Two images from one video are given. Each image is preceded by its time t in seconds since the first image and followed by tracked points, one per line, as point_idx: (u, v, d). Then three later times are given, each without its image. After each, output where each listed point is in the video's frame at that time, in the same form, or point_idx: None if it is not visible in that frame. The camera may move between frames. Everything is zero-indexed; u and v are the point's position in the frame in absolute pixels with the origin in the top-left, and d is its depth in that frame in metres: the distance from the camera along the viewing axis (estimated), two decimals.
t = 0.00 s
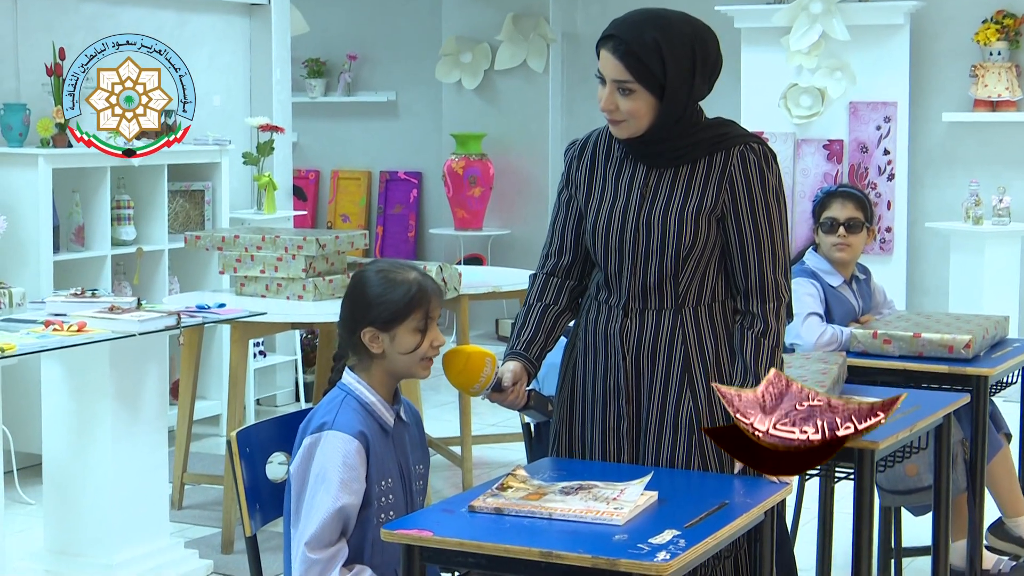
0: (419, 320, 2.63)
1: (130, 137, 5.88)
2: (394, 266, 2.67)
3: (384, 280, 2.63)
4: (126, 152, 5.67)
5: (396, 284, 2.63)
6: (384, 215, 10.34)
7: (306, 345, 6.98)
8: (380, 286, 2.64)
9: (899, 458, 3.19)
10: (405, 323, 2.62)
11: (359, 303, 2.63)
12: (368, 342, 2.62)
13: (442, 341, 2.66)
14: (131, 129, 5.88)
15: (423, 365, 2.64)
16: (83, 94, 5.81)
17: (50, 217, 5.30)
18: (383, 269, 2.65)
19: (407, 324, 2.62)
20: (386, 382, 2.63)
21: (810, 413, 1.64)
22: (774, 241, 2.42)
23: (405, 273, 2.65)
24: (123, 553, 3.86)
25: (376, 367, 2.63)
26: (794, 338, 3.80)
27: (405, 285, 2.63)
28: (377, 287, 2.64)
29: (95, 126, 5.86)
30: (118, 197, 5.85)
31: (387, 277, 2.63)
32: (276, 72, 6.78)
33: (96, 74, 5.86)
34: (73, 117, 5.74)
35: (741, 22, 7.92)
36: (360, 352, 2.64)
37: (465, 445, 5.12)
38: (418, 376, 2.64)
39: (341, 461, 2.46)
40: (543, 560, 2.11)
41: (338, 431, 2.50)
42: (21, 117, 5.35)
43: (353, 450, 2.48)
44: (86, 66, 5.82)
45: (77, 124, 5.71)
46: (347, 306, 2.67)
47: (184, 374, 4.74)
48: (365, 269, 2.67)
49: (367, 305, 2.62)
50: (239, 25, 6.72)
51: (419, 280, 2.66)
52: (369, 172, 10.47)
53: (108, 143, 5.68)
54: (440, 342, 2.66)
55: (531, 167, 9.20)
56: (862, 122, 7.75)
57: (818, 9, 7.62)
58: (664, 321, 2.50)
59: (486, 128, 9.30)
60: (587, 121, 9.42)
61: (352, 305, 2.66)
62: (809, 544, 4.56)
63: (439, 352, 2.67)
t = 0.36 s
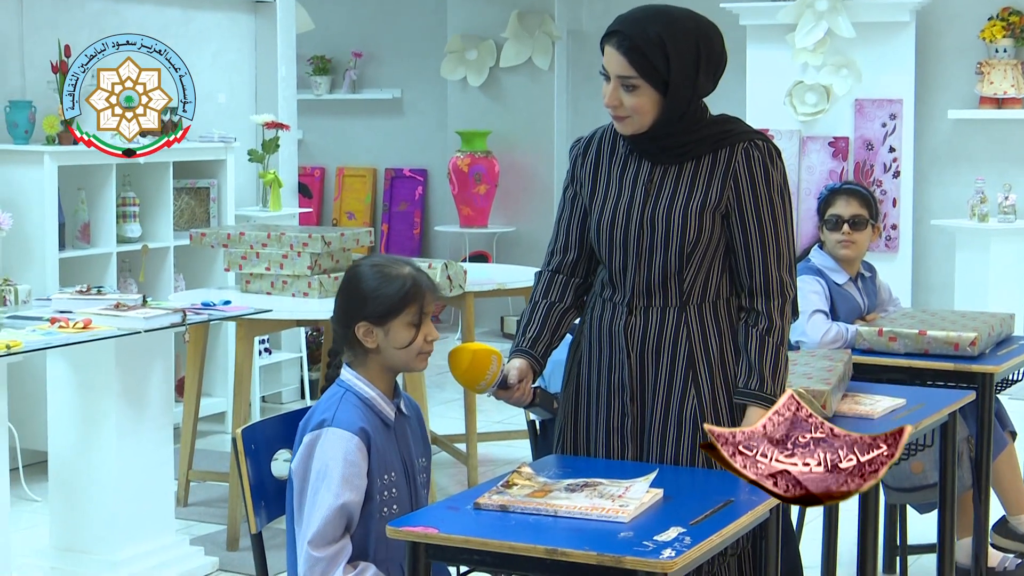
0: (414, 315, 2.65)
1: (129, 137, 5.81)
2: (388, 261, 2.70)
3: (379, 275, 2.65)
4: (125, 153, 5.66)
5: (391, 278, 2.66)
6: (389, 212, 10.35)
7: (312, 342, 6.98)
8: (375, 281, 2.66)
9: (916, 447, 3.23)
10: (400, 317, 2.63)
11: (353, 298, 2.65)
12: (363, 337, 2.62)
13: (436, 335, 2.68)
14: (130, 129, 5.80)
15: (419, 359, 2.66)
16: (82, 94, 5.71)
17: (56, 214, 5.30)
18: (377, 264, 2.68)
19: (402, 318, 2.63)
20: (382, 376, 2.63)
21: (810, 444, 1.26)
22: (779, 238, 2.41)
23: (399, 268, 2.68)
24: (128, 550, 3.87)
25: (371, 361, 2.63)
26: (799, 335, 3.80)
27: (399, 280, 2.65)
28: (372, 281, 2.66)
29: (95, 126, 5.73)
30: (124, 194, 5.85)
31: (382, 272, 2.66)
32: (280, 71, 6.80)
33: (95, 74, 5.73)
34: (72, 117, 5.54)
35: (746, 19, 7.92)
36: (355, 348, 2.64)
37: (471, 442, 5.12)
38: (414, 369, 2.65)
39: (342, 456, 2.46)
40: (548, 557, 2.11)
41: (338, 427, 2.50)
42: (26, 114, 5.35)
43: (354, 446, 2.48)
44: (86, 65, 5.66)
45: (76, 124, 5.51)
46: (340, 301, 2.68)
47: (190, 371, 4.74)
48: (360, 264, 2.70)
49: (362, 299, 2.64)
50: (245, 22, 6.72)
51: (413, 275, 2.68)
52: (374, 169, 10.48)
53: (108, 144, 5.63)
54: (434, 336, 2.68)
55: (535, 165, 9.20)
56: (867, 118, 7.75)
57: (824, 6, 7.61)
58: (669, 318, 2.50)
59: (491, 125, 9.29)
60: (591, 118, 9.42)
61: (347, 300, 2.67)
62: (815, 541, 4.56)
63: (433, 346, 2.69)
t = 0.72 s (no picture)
0: (425, 310, 2.66)
1: (130, 137, 5.76)
2: (399, 257, 2.71)
3: (390, 271, 2.67)
4: (124, 153, 5.62)
5: (401, 274, 2.67)
6: (396, 210, 10.35)
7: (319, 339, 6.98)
8: (386, 277, 2.67)
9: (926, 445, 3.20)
10: (412, 313, 2.64)
11: (365, 294, 2.66)
12: (375, 334, 2.64)
13: (450, 331, 2.67)
14: (130, 129, 5.77)
15: (431, 355, 2.66)
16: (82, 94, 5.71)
17: (65, 211, 5.31)
18: (388, 260, 2.69)
19: (413, 314, 2.64)
20: (395, 373, 2.64)
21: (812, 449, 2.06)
22: (787, 234, 2.41)
23: (410, 264, 2.69)
24: (137, 546, 3.87)
25: (384, 357, 2.64)
26: (807, 332, 3.79)
27: (410, 276, 2.67)
28: (383, 277, 2.67)
29: (95, 126, 5.66)
30: (132, 191, 5.85)
31: (393, 267, 2.67)
32: (288, 68, 6.79)
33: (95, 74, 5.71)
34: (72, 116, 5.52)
35: (755, 16, 7.89)
36: (367, 345, 2.65)
37: (479, 439, 5.12)
38: (427, 365, 2.66)
39: (351, 453, 2.46)
40: (557, 554, 2.11)
41: (348, 424, 2.50)
42: (35, 112, 5.37)
43: (363, 443, 2.48)
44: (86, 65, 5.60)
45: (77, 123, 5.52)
46: (352, 298, 2.69)
47: (198, 367, 4.74)
48: (371, 261, 2.71)
49: (373, 295, 2.65)
50: (252, 20, 6.72)
51: (424, 271, 2.70)
52: (382, 166, 10.48)
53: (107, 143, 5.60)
54: (446, 332, 2.67)
55: (543, 162, 9.20)
56: (875, 116, 7.75)
57: (832, 3, 7.56)
58: (677, 314, 2.49)
59: (499, 123, 9.29)
60: (599, 115, 9.41)
61: (359, 296, 2.68)
62: (825, 539, 4.56)
63: (445, 342, 2.68)
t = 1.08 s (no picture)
0: (436, 310, 2.66)
1: (130, 137, 5.69)
2: (409, 256, 2.71)
3: (400, 271, 2.67)
4: (124, 152, 5.56)
5: (411, 274, 2.67)
6: (405, 208, 10.34)
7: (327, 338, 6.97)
8: (396, 277, 2.67)
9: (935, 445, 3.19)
10: (422, 312, 2.65)
11: (376, 294, 2.67)
12: (386, 333, 2.65)
13: (458, 331, 2.69)
14: (131, 129, 5.72)
15: (442, 355, 2.67)
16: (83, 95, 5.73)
17: (73, 210, 5.32)
18: (399, 260, 2.70)
19: (424, 313, 2.65)
20: (404, 372, 2.65)
21: (813, 451, 2.10)
22: (797, 234, 2.40)
23: (420, 263, 2.69)
24: (145, 545, 3.87)
25: (394, 357, 2.65)
26: (816, 332, 3.79)
27: (420, 275, 2.67)
28: (393, 277, 2.67)
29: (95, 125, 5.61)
30: (141, 190, 5.85)
31: (403, 267, 2.67)
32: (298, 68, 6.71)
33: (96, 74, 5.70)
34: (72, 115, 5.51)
35: (764, 15, 7.88)
36: (378, 344, 2.66)
37: (487, 439, 5.12)
38: (437, 365, 2.66)
39: (360, 452, 2.46)
40: (564, 553, 2.11)
41: (356, 423, 2.50)
42: (44, 111, 5.36)
43: (372, 441, 2.48)
44: (86, 64, 5.64)
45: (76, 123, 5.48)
46: (363, 298, 2.70)
47: (207, 366, 4.74)
48: (381, 260, 2.71)
49: (383, 295, 2.66)
50: (261, 19, 6.74)
51: (435, 270, 2.70)
52: (390, 165, 10.49)
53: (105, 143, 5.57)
54: (457, 331, 2.69)
55: (551, 161, 9.20)
56: (885, 115, 7.73)
57: (841, 2, 7.55)
58: (686, 313, 2.49)
59: (507, 122, 9.29)
60: (608, 115, 9.41)
61: (369, 296, 2.69)
62: (834, 538, 4.55)
63: (456, 341, 2.69)
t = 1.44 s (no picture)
0: (454, 311, 2.66)
1: (130, 137, 5.65)
2: (426, 256, 2.70)
3: (418, 272, 2.66)
4: (124, 152, 5.56)
5: (429, 275, 2.66)
6: (412, 207, 10.34)
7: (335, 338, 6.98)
8: (413, 278, 2.66)
9: (937, 448, 3.24)
10: (441, 314, 2.64)
11: (394, 295, 2.67)
12: (404, 335, 2.65)
13: (477, 331, 2.70)
14: (131, 129, 5.65)
15: (460, 356, 2.67)
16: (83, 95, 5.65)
17: (82, 209, 5.33)
18: (416, 260, 2.69)
19: (442, 315, 2.65)
20: (417, 371, 2.65)
21: (813, 450, 2.13)
22: (805, 233, 2.40)
23: (438, 264, 2.68)
24: (153, 543, 3.88)
25: (412, 359, 2.65)
26: (824, 330, 3.78)
27: (438, 277, 2.66)
28: (411, 278, 2.67)
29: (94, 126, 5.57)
30: (149, 189, 5.86)
31: (420, 269, 2.66)
32: (305, 65, 6.79)
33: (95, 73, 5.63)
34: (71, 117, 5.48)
35: (772, 14, 7.87)
36: (396, 345, 2.66)
37: (495, 438, 5.12)
38: (454, 366, 2.67)
39: (370, 450, 2.47)
40: (573, 552, 2.11)
41: (367, 422, 2.51)
42: (52, 110, 5.37)
43: (381, 440, 2.49)
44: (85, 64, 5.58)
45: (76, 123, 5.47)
46: (381, 299, 2.70)
47: (214, 365, 4.74)
48: (399, 262, 2.70)
49: (402, 297, 2.65)
50: (269, 18, 6.74)
51: (452, 271, 2.69)
52: (398, 164, 10.49)
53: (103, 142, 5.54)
54: (475, 332, 2.69)
55: (559, 160, 9.19)
56: (892, 114, 7.74)
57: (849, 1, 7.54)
58: (694, 313, 2.49)
59: (515, 121, 9.29)
60: (616, 114, 9.41)
61: (387, 297, 2.69)
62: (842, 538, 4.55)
63: (474, 342, 2.70)
